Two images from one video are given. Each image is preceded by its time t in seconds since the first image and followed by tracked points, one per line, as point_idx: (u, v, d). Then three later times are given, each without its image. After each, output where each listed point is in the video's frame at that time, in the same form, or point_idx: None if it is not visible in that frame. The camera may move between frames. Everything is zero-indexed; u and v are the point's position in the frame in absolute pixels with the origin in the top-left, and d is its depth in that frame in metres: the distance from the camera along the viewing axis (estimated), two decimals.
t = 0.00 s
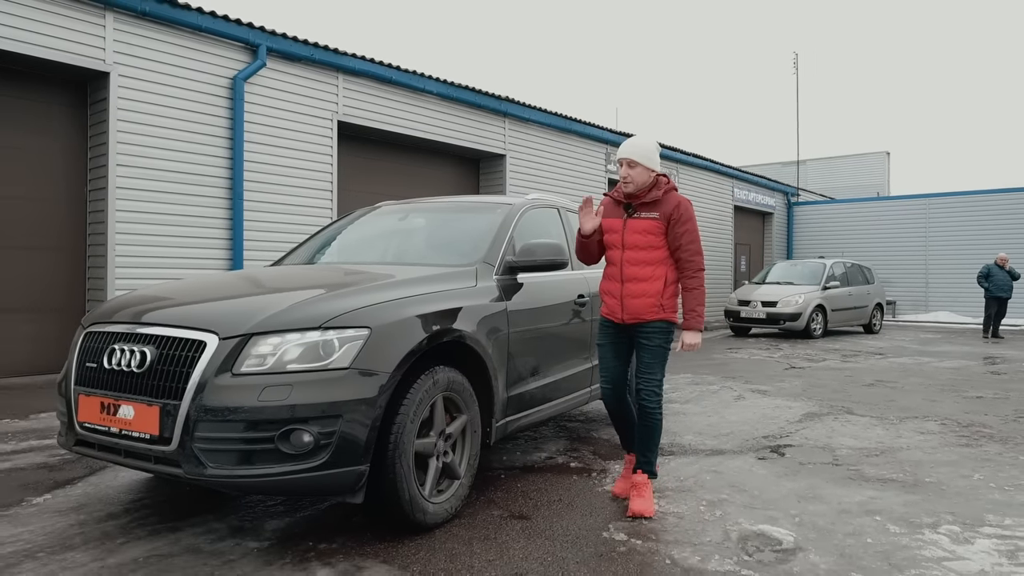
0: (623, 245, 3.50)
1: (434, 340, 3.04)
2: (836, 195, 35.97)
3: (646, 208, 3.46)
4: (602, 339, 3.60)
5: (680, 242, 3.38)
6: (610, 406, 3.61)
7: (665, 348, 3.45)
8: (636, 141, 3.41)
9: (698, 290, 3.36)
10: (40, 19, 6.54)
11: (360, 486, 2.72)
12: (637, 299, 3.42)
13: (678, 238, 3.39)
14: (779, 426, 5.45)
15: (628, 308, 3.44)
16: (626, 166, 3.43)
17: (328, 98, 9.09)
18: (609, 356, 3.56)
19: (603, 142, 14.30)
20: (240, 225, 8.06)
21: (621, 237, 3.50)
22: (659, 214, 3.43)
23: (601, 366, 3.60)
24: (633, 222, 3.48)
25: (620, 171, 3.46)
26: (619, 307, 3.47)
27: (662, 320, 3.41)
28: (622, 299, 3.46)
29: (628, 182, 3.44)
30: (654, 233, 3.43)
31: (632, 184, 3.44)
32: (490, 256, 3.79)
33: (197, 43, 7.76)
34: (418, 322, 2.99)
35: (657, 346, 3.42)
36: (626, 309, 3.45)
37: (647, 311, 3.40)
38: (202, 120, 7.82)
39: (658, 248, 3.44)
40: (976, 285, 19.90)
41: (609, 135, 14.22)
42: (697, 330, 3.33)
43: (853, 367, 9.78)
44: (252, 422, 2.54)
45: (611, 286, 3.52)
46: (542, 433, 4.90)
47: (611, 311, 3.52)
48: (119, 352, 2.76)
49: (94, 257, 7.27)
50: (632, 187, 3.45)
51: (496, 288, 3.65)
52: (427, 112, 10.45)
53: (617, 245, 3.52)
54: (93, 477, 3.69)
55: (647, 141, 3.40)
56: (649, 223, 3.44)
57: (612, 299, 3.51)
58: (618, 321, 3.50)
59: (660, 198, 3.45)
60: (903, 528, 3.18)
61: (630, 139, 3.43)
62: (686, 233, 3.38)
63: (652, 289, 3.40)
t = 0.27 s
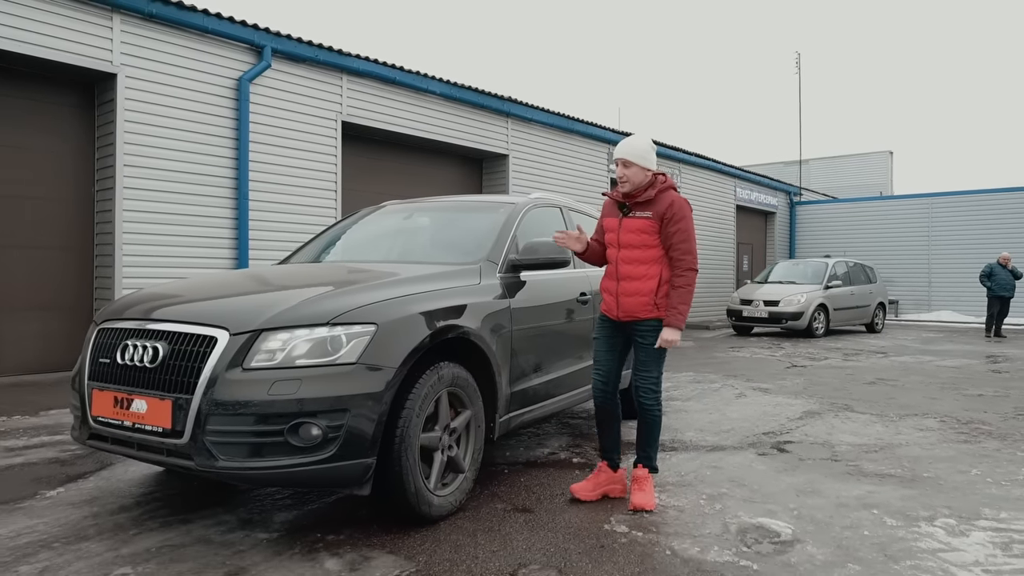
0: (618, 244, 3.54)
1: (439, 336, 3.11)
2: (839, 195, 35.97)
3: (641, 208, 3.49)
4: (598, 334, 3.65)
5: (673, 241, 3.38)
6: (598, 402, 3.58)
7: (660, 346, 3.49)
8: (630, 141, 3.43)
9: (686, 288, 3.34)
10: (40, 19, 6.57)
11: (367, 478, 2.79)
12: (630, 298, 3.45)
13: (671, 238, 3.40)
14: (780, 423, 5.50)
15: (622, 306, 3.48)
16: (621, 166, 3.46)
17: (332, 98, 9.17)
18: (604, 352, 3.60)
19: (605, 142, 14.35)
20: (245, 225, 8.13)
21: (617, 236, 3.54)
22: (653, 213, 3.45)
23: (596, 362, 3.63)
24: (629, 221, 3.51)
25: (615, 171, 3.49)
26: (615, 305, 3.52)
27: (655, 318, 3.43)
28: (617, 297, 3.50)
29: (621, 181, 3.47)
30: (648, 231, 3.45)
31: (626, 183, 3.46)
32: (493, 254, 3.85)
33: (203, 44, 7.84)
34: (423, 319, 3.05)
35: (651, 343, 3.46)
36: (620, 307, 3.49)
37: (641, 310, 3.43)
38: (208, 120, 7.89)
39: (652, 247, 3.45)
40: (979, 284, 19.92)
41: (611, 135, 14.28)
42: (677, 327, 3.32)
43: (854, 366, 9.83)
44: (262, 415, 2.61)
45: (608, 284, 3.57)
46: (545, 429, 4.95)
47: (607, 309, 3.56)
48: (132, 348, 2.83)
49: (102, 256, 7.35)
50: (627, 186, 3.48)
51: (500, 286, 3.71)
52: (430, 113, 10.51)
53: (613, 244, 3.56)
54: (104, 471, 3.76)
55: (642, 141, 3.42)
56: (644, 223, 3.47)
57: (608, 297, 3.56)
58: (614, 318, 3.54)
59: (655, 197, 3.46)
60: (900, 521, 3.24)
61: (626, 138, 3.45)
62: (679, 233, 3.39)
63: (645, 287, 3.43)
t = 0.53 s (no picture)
0: (615, 242, 3.58)
1: (447, 332, 3.16)
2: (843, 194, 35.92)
3: (637, 205, 3.52)
4: (596, 330, 3.66)
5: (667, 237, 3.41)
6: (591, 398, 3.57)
7: (660, 342, 3.49)
8: (624, 139, 3.46)
9: (678, 283, 3.36)
10: (44, 20, 6.62)
11: (377, 471, 2.84)
12: (628, 294, 3.50)
13: (665, 233, 3.43)
14: (784, 420, 5.54)
15: (620, 303, 3.53)
16: (616, 164, 3.50)
17: (338, 99, 9.23)
18: (603, 348, 3.62)
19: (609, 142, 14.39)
20: (253, 224, 8.20)
21: (614, 234, 3.58)
22: (648, 210, 3.47)
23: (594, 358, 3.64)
24: (625, 218, 3.55)
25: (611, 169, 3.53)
26: (613, 302, 3.56)
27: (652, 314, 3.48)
28: (615, 294, 3.55)
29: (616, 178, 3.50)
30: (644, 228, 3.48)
31: (620, 180, 3.50)
32: (499, 252, 3.90)
33: (211, 45, 7.91)
34: (431, 315, 3.10)
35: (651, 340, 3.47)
36: (619, 304, 3.54)
37: (639, 306, 3.49)
38: (215, 121, 7.96)
39: (647, 243, 3.49)
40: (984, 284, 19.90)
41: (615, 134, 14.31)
42: (665, 320, 3.36)
43: (858, 365, 9.84)
44: (274, 409, 2.66)
45: (605, 281, 3.61)
46: (551, 425, 4.99)
47: (606, 305, 3.61)
48: (146, 343, 2.89)
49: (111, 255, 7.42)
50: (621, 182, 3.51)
51: (506, 283, 3.75)
52: (435, 113, 10.57)
53: (610, 241, 3.59)
54: (118, 465, 3.83)
55: (636, 138, 3.45)
56: (640, 219, 3.50)
57: (606, 294, 3.60)
58: (612, 315, 3.59)
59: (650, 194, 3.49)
60: (902, 515, 3.28)
61: (621, 136, 3.48)
62: (673, 228, 3.41)
63: (642, 284, 3.47)
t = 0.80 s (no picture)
0: (613, 239, 3.58)
1: (458, 328, 3.21)
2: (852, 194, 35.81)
3: (635, 201, 3.54)
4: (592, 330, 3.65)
5: (667, 232, 3.44)
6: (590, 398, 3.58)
7: (659, 339, 3.54)
8: (621, 136, 3.50)
9: (681, 277, 3.40)
10: (58, 21, 6.70)
11: (391, 464, 2.89)
12: (628, 290, 3.49)
13: (665, 228, 3.46)
14: (792, 417, 5.57)
15: (620, 300, 3.51)
16: (613, 161, 3.52)
17: (347, 99, 9.30)
18: (601, 347, 3.61)
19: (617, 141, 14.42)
20: (263, 223, 8.27)
21: (612, 231, 3.58)
22: (647, 206, 3.50)
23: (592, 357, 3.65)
24: (623, 215, 3.56)
25: (608, 166, 3.54)
26: (612, 299, 3.54)
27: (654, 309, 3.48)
28: (614, 291, 3.53)
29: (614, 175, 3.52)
30: (643, 224, 3.50)
31: (618, 176, 3.52)
32: (510, 250, 3.95)
33: (222, 46, 7.99)
34: (444, 312, 3.15)
35: (651, 337, 3.51)
36: (618, 300, 3.52)
37: (640, 302, 3.48)
38: (226, 121, 8.04)
39: (647, 239, 3.50)
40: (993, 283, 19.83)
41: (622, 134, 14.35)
42: (677, 315, 3.40)
43: (867, 363, 9.85)
44: (291, 402, 2.72)
45: (603, 279, 3.59)
46: (560, 422, 5.03)
47: (603, 302, 3.58)
48: (165, 338, 2.95)
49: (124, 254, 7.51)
50: (620, 179, 3.53)
51: (516, 280, 3.80)
52: (444, 112, 10.62)
53: (607, 239, 3.59)
54: (134, 459, 3.90)
55: (632, 136, 3.50)
56: (639, 215, 3.52)
57: (604, 292, 3.58)
58: (611, 313, 3.56)
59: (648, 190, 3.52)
60: (910, 509, 3.31)
61: (617, 134, 3.52)
62: (673, 223, 3.45)
63: (643, 280, 3.47)
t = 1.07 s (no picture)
0: (611, 236, 3.56)
1: (472, 326, 3.25)
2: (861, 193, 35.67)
3: (631, 198, 3.55)
4: (592, 330, 3.64)
5: (666, 227, 3.47)
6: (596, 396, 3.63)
7: (660, 334, 3.56)
8: (615, 133, 3.51)
9: (683, 272, 3.44)
10: (73, 23, 6.79)
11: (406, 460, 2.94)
12: (630, 287, 3.49)
13: (664, 224, 3.49)
14: (802, 416, 5.58)
15: (622, 297, 3.51)
16: (608, 158, 3.52)
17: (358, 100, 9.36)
18: (602, 346, 3.62)
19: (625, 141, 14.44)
20: (275, 223, 8.34)
21: (609, 228, 3.57)
22: (644, 202, 3.52)
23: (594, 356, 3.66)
24: (620, 212, 3.56)
25: (602, 163, 3.53)
26: (613, 296, 3.54)
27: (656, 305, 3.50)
28: (616, 288, 3.53)
29: (610, 172, 3.51)
30: (642, 220, 3.51)
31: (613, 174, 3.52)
32: (522, 249, 3.99)
33: (235, 48, 8.07)
34: (459, 310, 3.20)
35: (653, 333, 3.53)
36: (620, 298, 3.52)
37: (643, 298, 3.49)
38: (239, 122, 8.12)
39: (646, 235, 3.51)
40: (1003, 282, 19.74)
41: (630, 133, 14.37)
42: (683, 308, 3.42)
43: (876, 363, 9.84)
44: (309, 399, 2.77)
45: (602, 277, 3.58)
46: (571, 420, 5.06)
47: (603, 301, 3.57)
48: (186, 336, 3.01)
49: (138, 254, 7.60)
50: (615, 176, 3.53)
51: (529, 279, 3.84)
52: (453, 112, 10.67)
53: (604, 237, 3.58)
54: (152, 456, 3.95)
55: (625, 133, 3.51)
56: (636, 212, 3.52)
57: (604, 289, 3.56)
58: (613, 310, 3.55)
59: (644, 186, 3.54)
60: (920, 506, 3.33)
61: (610, 132, 3.53)
62: (671, 219, 3.49)
63: (645, 276, 3.48)
